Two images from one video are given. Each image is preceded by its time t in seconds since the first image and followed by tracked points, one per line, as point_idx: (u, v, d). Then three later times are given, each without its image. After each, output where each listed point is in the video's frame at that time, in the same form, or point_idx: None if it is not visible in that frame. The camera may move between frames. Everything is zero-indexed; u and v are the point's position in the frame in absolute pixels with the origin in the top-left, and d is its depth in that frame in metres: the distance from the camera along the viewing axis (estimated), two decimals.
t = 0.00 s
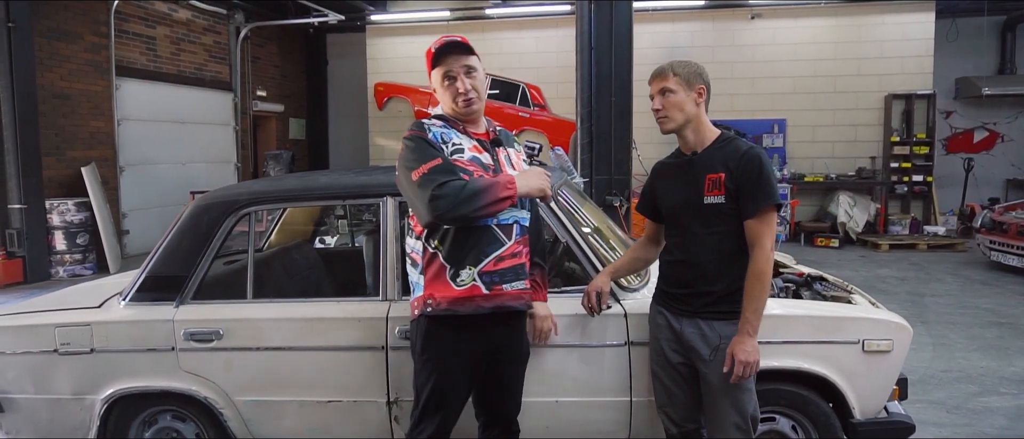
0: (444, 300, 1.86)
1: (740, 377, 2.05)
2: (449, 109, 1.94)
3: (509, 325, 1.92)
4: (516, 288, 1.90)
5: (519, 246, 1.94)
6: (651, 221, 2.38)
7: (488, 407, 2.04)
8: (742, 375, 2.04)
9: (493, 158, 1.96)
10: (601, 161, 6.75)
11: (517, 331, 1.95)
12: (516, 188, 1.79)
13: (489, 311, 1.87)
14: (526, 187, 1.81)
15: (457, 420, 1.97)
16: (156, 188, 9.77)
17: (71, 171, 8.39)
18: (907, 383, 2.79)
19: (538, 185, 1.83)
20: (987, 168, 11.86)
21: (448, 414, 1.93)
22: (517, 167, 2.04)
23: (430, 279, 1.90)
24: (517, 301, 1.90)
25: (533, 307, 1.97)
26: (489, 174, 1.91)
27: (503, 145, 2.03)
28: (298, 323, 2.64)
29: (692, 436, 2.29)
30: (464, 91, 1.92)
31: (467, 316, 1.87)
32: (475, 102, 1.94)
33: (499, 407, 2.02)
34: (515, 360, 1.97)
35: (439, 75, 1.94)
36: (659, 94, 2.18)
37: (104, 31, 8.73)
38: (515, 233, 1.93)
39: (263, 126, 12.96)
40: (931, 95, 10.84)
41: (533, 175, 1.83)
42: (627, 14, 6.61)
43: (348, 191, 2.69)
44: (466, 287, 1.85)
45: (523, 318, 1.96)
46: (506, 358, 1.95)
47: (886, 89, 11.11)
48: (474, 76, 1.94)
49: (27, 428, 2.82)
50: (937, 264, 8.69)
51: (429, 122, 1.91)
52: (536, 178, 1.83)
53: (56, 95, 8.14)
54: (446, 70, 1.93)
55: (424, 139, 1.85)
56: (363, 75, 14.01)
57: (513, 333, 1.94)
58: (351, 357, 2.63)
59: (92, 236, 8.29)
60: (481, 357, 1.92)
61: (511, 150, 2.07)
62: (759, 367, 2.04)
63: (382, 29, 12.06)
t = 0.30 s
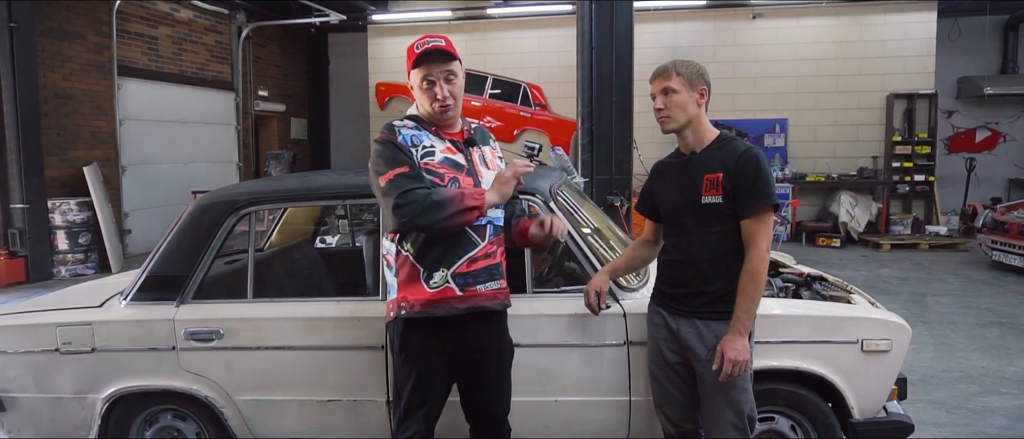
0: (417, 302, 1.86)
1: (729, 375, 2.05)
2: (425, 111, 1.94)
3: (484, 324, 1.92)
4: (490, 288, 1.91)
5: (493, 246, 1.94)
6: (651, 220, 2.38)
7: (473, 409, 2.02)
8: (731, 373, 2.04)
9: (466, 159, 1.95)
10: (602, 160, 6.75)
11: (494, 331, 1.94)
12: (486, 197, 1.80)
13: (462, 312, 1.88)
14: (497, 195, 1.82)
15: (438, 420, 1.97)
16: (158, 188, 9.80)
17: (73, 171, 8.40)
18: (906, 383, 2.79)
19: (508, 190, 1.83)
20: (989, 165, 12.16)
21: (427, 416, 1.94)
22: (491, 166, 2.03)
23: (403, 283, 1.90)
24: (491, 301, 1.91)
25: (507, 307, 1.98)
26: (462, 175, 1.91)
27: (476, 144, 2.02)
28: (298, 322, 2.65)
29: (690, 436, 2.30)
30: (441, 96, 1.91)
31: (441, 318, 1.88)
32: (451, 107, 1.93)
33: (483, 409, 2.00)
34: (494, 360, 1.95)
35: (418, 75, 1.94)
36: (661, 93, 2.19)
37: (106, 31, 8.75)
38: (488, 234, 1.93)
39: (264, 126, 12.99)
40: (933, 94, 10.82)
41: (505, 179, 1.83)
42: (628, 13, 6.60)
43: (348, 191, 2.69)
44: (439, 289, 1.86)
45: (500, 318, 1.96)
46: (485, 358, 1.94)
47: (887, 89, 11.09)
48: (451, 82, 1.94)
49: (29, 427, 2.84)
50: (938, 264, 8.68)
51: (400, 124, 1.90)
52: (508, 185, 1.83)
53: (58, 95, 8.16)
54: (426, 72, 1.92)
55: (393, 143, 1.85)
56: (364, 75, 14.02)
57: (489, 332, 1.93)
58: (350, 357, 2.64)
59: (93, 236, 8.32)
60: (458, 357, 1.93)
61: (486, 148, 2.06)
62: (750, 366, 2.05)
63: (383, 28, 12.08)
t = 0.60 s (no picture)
0: (407, 308, 1.88)
1: (733, 375, 2.06)
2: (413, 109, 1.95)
3: (472, 327, 1.95)
4: (479, 290, 1.95)
5: (479, 249, 1.97)
6: (650, 219, 2.38)
7: (464, 411, 2.04)
8: (735, 373, 2.04)
9: (449, 162, 1.96)
10: (603, 160, 6.74)
11: (482, 332, 1.97)
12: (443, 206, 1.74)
13: (453, 315, 1.90)
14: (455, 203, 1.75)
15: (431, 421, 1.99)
16: (160, 188, 9.81)
17: (76, 171, 8.43)
18: (905, 383, 2.79)
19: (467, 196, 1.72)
20: (991, 164, 12.14)
21: (418, 419, 1.95)
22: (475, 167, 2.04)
23: (391, 289, 1.91)
24: (481, 302, 1.95)
25: (495, 307, 2.02)
26: (446, 179, 1.92)
27: (459, 146, 2.02)
28: (298, 321, 2.66)
29: (689, 436, 2.30)
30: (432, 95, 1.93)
31: (432, 322, 1.90)
32: (439, 110, 1.95)
33: (474, 410, 2.02)
34: (484, 361, 1.98)
35: (410, 73, 1.94)
36: (671, 91, 2.17)
37: (108, 31, 8.77)
38: (475, 236, 1.96)
39: (266, 126, 13.01)
40: (935, 94, 10.80)
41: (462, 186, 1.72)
42: (629, 13, 6.60)
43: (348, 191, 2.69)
44: (429, 295, 1.87)
45: (487, 319, 2.00)
46: (474, 360, 1.97)
47: (889, 89, 11.09)
48: (444, 84, 1.96)
49: (32, 426, 2.85)
50: (940, 263, 8.67)
51: (381, 128, 1.90)
52: (466, 191, 1.72)
53: (61, 95, 8.18)
54: (419, 71, 1.93)
55: (372, 149, 1.86)
56: (366, 74, 14.04)
57: (479, 334, 1.97)
58: (350, 355, 2.64)
59: (97, 236, 8.34)
60: (447, 360, 1.96)
61: (468, 149, 2.06)
62: (751, 365, 2.05)
63: (386, 28, 12.10)
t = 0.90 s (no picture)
0: (397, 308, 1.89)
1: (736, 375, 2.06)
2: (406, 107, 1.97)
3: (467, 327, 1.96)
4: (470, 292, 1.94)
5: (471, 250, 1.97)
6: (649, 217, 2.38)
7: (462, 411, 2.05)
8: (738, 373, 2.05)
9: (441, 163, 1.96)
10: (604, 160, 6.75)
11: (478, 333, 1.98)
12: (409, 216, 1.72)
13: (443, 316, 1.91)
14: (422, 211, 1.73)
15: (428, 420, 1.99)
16: (162, 187, 9.83)
17: (78, 170, 8.45)
18: (905, 381, 2.79)
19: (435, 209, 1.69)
20: (994, 164, 12.13)
21: (414, 418, 1.96)
22: (470, 167, 2.04)
23: (383, 290, 1.93)
24: (471, 304, 1.95)
25: (488, 307, 2.02)
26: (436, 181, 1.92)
27: (452, 146, 2.03)
28: (299, 320, 2.66)
29: (689, 435, 2.31)
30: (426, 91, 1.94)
31: (424, 322, 1.91)
32: (434, 107, 1.96)
33: (472, 409, 2.02)
34: (480, 361, 1.99)
35: (402, 72, 1.97)
36: (674, 90, 2.17)
37: (110, 31, 8.79)
38: (466, 237, 1.95)
39: (269, 126, 13.04)
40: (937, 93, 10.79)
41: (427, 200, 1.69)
42: (630, 13, 6.59)
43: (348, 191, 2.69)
44: (418, 296, 1.88)
45: (483, 319, 2.00)
46: (470, 360, 1.98)
47: (890, 88, 11.09)
48: (438, 80, 1.97)
49: (34, 424, 2.86)
50: (942, 263, 8.66)
51: (371, 131, 1.91)
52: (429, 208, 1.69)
53: (63, 95, 8.20)
54: (410, 69, 1.95)
55: (357, 152, 1.87)
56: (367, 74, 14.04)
57: (475, 335, 1.97)
58: (350, 354, 2.65)
59: (99, 235, 8.35)
60: (442, 360, 1.97)
61: (463, 149, 2.06)
62: (754, 365, 2.06)
63: (387, 28, 12.11)
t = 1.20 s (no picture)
0: (395, 307, 1.90)
1: (733, 375, 2.07)
2: (405, 104, 1.97)
3: (466, 327, 1.97)
4: (468, 290, 1.95)
5: (468, 248, 1.97)
6: (648, 217, 2.39)
7: (461, 410, 2.05)
8: (735, 373, 2.06)
9: (439, 161, 1.96)
10: (604, 160, 6.75)
11: (477, 332, 1.99)
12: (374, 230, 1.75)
13: (440, 314, 1.92)
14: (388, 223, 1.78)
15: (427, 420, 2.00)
16: (164, 187, 9.84)
17: (80, 170, 8.47)
18: (904, 381, 2.80)
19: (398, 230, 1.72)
20: (996, 164, 12.12)
21: (413, 418, 1.96)
22: (469, 166, 2.04)
23: (382, 288, 1.94)
24: (470, 302, 1.95)
25: (487, 306, 2.03)
26: (435, 179, 1.92)
27: (451, 145, 2.03)
28: (300, 320, 2.67)
29: (688, 434, 2.31)
30: (425, 87, 1.95)
31: (422, 321, 1.91)
32: (433, 103, 1.96)
33: (471, 409, 2.02)
34: (479, 361, 2.00)
35: (400, 69, 1.98)
36: (673, 91, 2.17)
37: (112, 31, 8.82)
38: (463, 237, 1.96)
39: (270, 125, 13.06)
40: (939, 92, 10.78)
41: (386, 215, 1.70)
42: (631, 13, 6.60)
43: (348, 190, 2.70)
44: (415, 294, 1.89)
45: (481, 318, 2.01)
46: (469, 360, 1.99)
47: (891, 88, 11.08)
48: (437, 75, 1.98)
49: (36, 423, 2.88)
50: (943, 262, 8.66)
51: (367, 133, 1.93)
52: (388, 223, 1.70)
53: (64, 95, 8.22)
54: (409, 66, 1.96)
55: (352, 156, 1.91)
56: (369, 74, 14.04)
57: (474, 335, 1.98)
58: (350, 354, 2.66)
59: (101, 235, 8.37)
60: (441, 359, 1.97)
61: (463, 147, 2.07)
62: (751, 364, 2.06)
63: (389, 28, 12.12)
